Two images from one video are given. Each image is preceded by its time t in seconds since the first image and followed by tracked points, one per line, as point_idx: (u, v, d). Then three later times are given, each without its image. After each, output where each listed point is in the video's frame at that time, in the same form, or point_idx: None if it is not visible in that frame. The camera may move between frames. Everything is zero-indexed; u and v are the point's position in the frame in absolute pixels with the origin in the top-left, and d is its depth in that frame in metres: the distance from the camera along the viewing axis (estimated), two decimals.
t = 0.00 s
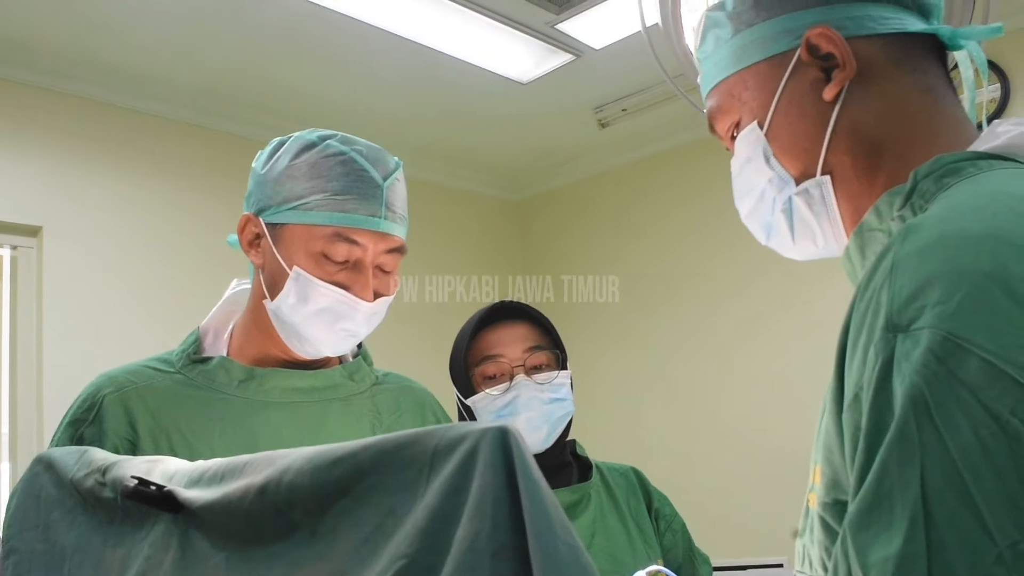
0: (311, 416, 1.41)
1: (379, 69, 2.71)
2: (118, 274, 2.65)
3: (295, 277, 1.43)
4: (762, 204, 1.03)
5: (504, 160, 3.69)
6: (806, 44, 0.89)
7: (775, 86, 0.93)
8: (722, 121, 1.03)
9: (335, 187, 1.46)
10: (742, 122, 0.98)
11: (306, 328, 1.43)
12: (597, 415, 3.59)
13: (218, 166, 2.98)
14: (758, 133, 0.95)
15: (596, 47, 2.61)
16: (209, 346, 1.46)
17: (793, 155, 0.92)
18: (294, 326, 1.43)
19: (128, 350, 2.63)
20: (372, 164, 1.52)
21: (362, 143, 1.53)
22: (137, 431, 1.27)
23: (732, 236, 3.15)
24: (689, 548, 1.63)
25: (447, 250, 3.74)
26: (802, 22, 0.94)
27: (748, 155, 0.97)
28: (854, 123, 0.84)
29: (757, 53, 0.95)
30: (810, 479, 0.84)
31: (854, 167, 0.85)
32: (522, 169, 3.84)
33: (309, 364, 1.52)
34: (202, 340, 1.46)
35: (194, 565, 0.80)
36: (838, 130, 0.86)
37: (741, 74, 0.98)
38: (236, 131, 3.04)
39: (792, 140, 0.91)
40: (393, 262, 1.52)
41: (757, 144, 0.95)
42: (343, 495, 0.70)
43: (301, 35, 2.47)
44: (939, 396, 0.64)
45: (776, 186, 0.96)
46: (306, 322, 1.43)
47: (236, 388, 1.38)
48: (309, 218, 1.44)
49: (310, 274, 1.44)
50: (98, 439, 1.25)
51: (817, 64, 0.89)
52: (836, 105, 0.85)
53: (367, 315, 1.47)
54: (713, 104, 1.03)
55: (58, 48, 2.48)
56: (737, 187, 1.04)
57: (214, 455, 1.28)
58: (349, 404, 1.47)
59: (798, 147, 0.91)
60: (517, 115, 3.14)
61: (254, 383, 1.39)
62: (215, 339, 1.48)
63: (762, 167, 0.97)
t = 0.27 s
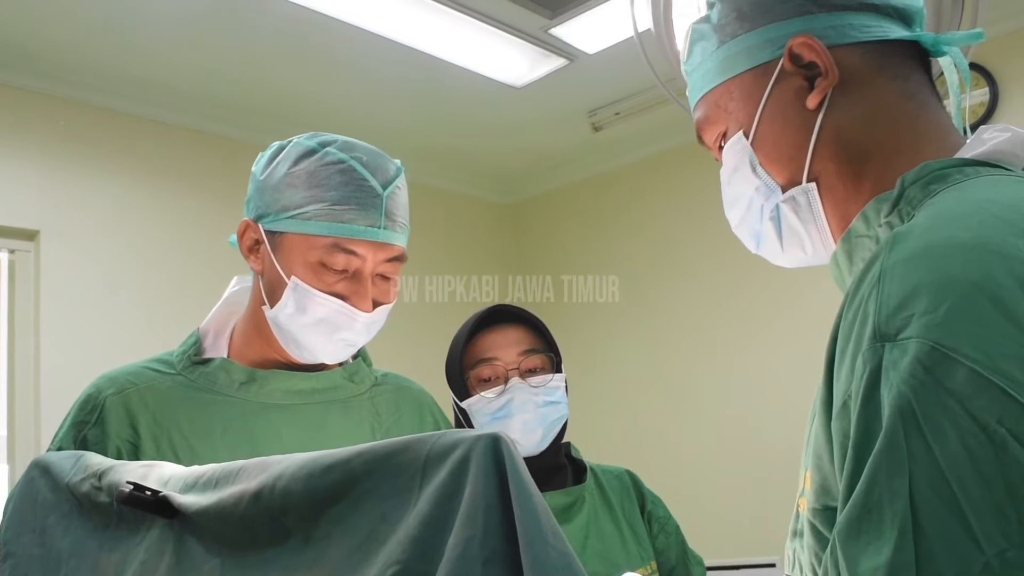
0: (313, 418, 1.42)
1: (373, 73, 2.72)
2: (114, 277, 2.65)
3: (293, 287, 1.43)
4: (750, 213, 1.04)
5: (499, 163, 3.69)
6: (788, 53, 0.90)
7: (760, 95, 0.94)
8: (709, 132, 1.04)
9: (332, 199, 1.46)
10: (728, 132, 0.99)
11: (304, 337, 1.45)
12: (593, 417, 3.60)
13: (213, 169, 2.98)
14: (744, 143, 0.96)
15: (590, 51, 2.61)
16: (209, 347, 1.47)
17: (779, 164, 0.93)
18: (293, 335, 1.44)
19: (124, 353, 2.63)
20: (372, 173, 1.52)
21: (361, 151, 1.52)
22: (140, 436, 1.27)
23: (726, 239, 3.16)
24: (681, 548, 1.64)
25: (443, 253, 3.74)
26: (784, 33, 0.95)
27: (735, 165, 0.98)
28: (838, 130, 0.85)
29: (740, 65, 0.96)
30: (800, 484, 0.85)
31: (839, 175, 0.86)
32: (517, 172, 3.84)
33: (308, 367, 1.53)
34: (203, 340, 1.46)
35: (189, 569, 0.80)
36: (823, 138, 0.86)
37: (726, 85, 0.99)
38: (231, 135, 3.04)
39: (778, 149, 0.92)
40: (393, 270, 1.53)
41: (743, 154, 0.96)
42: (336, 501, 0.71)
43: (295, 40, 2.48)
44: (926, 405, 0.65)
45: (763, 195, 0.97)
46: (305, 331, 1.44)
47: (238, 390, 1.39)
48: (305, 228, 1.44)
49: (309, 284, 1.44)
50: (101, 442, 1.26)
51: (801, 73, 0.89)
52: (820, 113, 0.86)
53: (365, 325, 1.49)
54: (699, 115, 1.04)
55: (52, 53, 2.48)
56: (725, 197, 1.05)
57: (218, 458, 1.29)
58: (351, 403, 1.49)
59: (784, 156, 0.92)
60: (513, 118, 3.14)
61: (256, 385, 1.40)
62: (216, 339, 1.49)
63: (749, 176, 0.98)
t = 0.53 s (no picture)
0: (316, 419, 1.43)
1: (370, 73, 2.72)
2: (109, 275, 2.64)
3: (296, 291, 1.44)
4: (743, 218, 1.04)
5: (495, 163, 3.70)
6: (778, 59, 0.90)
7: (751, 100, 0.94)
8: (701, 137, 1.04)
9: (338, 203, 1.45)
10: (720, 137, 0.99)
11: (307, 342, 1.46)
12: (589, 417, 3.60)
13: (209, 168, 2.98)
14: (736, 148, 0.96)
15: (586, 52, 2.61)
16: (213, 344, 1.47)
17: (770, 169, 0.93)
18: (296, 339, 1.45)
19: (119, 351, 2.62)
20: (378, 177, 1.51)
21: (368, 154, 1.51)
22: (143, 434, 1.27)
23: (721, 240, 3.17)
24: (676, 549, 1.64)
25: (439, 252, 3.74)
26: (775, 38, 0.95)
27: (726, 170, 0.99)
28: (829, 136, 0.85)
29: (731, 69, 0.97)
30: (792, 488, 0.85)
31: (831, 180, 0.86)
32: (514, 172, 3.84)
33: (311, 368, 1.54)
34: (205, 338, 1.46)
35: (181, 569, 0.80)
36: (814, 143, 0.87)
37: (717, 90, 0.99)
38: (227, 134, 3.04)
39: (768, 154, 0.92)
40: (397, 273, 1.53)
41: (735, 159, 0.97)
42: (328, 503, 0.71)
43: (292, 40, 2.48)
44: (916, 411, 0.65)
45: (755, 200, 0.98)
46: (308, 336, 1.45)
47: (241, 390, 1.39)
48: (310, 232, 1.44)
49: (312, 289, 1.45)
50: (102, 440, 1.25)
51: (791, 79, 0.90)
52: (810, 118, 0.87)
53: (368, 331, 1.50)
54: (692, 121, 1.04)
55: (48, 51, 2.48)
56: (718, 202, 1.06)
57: (219, 458, 1.29)
58: (354, 404, 1.50)
59: (775, 161, 0.92)
60: (510, 119, 3.14)
61: (258, 385, 1.41)
62: (219, 336, 1.48)
63: (740, 181, 0.98)
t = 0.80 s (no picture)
0: (311, 419, 1.43)
1: (365, 71, 2.72)
2: (103, 273, 2.64)
3: (299, 295, 1.43)
4: (734, 218, 1.04)
5: (491, 162, 3.69)
6: (771, 58, 0.90)
7: (742, 100, 0.94)
8: (692, 137, 1.04)
9: (344, 205, 1.44)
10: (710, 137, 0.99)
11: (307, 345, 1.45)
12: (584, 415, 3.61)
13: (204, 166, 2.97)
14: (726, 148, 0.96)
15: (581, 50, 2.61)
16: (210, 342, 1.47)
17: (761, 169, 0.93)
18: (296, 341, 1.45)
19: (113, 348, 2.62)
20: (385, 179, 1.50)
21: (375, 156, 1.50)
22: (136, 433, 1.27)
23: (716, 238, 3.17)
24: (675, 548, 1.64)
25: (435, 250, 3.74)
26: (766, 37, 0.95)
27: (717, 170, 0.98)
28: (820, 135, 0.85)
29: (722, 69, 0.97)
30: (783, 488, 0.85)
31: (822, 179, 0.86)
32: (509, 171, 3.84)
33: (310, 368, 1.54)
34: (203, 336, 1.47)
35: (171, 568, 0.80)
36: (805, 143, 0.87)
37: (709, 90, 0.99)
38: (221, 131, 3.04)
39: (759, 153, 0.92)
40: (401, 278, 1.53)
41: (726, 159, 0.97)
42: (318, 502, 0.71)
43: (288, 38, 2.48)
44: (906, 411, 0.65)
45: (746, 199, 0.98)
46: (308, 340, 1.45)
47: (237, 389, 1.39)
48: (315, 236, 1.43)
49: (314, 293, 1.44)
50: (95, 439, 1.25)
51: (782, 78, 0.90)
52: (801, 118, 0.87)
53: (369, 336, 1.50)
54: (682, 120, 1.04)
55: (43, 48, 2.47)
56: (709, 202, 1.06)
57: (214, 459, 1.29)
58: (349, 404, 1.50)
59: (766, 160, 0.92)
60: (505, 117, 3.14)
61: (256, 383, 1.40)
62: (216, 333, 1.49)
63: (731, 180, 0.98)
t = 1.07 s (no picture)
0: (303, 422, 1.43)
1: (360, 72, 2.72)
2: (97, 274, 2.64)
3: (291, 299, 1.42)
4: (725, 221, 1.04)
5: (486, 162, 3.69)
6: (761, 62, 0.90)
7: (733, 104, 0.94)
8: (684, 140, 1.04)
9: (336, 209, 1.44)
10: (702, 140, 0.99)
11: (300, 349, 1.45)
12: (580, 415, 3.61)
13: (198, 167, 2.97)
14: (717, 151, 0.96)
15: (574, 51, 2.61)
16: (202, 344, 1.47)
17: (753, 172, 0.93)
18: (289, 347, 1.44)
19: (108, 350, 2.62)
20: (377, 182, 1.49)
21: (367, 158, 1.50)
22: (127, 437, 1.27)
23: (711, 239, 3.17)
24: (675, 550, 1.64)
25: (430, 251, 3.74)
26: (758, 41, 0.95)
27: (708, 173, 0.98)
28: (811, 138, 0.85)
29: (713, 72, 0.97)
30: (773, 491, 0.85)
31: (813, 183, 0.86)
32: (504, 171, 3.84)
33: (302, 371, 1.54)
34: (195, 338, 1.46)
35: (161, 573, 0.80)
36: (796, 147, 0.87)
37: (700, 93, 0.99)
38: (215, 132, 3.03)
39: (751, 156, 0.92)
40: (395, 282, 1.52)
41: (717, 162, 0.97)
42: (307, 507, 0.71)
43: (281, 39, 2.47)
44: (895, 415, 0.65)
45: (736, 203, 0.98)
46: (301, 344, 1.44)
47: (228, 393, 1.39)
48: (307, 240, 1.43)
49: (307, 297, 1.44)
50: (87, 443, 1.25)
51: (773, 82, 0.90)
52: (792, 121, 0.86)
53: (363, 340, 1.49)
54: (674, 123, 1.04)
55: (36, 49, 2.47)
56: (700, 205, 1.06)
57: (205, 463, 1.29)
58: (341, 407, 1.50)
59: (757, 163, 0.92)
60: (500, 117, 3.14)
61: (246, 388, 1.40)
62: (208, 335, 1.48)
63: (722, 184, 0.98)
